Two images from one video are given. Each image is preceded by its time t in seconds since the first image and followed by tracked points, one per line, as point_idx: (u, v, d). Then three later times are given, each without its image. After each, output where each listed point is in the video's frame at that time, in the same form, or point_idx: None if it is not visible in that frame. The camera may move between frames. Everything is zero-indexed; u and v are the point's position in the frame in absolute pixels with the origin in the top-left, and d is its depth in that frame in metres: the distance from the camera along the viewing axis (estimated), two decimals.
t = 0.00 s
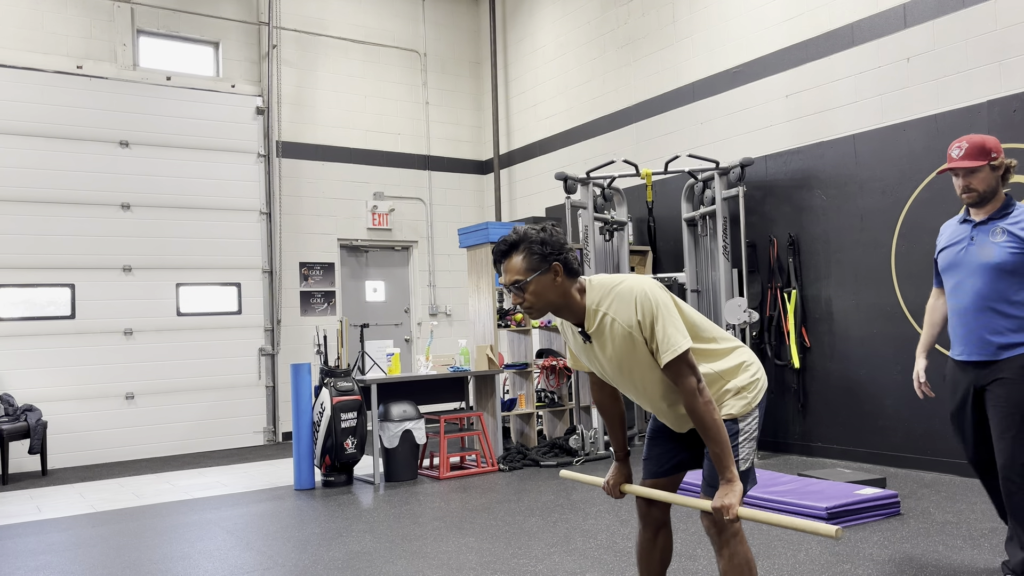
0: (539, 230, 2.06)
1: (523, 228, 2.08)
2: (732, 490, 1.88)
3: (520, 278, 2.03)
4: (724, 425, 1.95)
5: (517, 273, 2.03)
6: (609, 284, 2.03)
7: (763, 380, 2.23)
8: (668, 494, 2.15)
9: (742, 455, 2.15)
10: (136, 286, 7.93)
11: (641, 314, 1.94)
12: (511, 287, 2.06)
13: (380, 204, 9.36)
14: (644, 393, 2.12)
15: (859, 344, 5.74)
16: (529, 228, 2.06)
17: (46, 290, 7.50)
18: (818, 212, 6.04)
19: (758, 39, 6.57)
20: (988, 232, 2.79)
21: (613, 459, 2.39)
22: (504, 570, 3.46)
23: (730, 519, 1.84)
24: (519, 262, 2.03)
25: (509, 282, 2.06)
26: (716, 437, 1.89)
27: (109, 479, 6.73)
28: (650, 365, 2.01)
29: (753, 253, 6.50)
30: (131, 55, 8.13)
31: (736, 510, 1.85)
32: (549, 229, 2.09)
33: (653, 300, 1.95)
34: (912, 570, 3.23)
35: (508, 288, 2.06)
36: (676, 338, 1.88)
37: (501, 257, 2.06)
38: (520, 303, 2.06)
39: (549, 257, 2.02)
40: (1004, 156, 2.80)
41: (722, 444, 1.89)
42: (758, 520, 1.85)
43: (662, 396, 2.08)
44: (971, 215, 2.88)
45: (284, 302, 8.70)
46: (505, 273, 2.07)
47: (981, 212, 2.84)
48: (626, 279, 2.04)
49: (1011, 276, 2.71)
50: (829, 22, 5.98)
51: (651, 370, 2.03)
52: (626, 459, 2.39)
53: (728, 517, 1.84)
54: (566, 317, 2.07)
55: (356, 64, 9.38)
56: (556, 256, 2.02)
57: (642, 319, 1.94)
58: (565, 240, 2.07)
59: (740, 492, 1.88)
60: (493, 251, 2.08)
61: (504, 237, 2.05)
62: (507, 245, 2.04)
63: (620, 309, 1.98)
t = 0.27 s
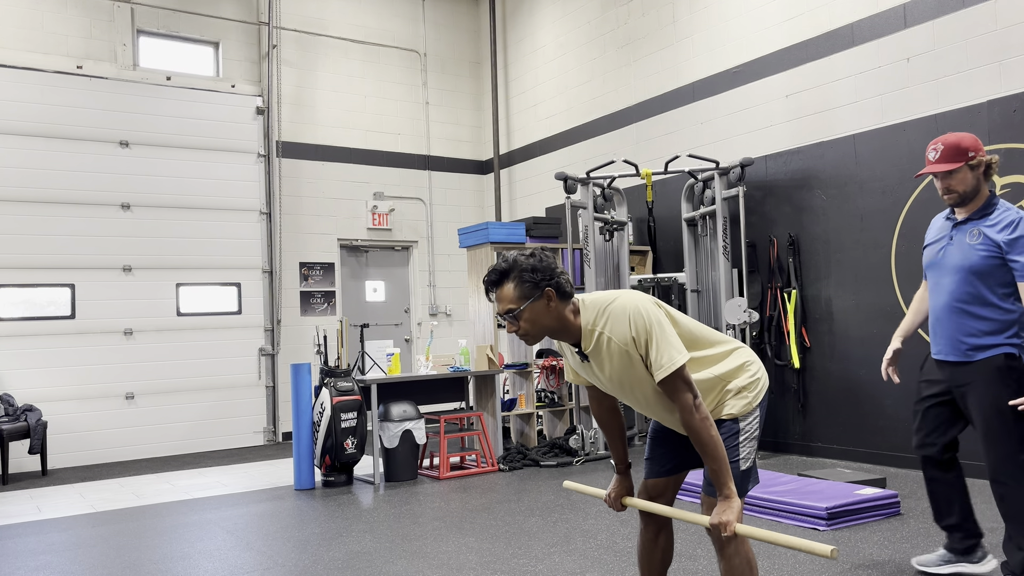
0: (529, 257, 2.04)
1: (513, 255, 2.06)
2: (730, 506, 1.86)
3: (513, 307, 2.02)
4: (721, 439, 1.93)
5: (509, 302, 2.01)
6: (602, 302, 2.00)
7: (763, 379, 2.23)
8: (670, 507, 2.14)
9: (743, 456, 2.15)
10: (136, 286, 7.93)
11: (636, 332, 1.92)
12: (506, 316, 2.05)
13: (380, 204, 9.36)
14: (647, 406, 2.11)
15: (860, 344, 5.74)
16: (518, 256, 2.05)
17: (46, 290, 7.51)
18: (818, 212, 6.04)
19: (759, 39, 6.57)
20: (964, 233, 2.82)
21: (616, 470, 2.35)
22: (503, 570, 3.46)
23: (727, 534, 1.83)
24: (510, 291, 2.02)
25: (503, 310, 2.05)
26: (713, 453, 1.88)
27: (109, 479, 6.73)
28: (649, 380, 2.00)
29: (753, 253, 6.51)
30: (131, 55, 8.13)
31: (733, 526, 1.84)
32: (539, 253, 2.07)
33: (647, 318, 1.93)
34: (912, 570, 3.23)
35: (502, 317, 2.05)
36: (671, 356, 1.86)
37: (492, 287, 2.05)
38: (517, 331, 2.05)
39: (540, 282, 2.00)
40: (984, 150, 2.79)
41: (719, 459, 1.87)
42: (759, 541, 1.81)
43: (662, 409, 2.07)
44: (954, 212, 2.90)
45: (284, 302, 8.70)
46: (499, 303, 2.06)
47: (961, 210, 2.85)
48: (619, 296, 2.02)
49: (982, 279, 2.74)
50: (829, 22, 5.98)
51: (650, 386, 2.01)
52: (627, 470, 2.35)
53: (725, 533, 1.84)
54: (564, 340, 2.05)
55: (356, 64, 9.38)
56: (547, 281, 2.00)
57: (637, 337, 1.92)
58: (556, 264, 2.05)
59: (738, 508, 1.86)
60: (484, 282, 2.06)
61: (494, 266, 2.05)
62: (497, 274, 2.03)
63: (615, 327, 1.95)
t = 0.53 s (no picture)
0: (519, 283, 1.99)
1: (502, 282, 2.01)
2: (733, 520, 1.83)
3: (509, 336, 1.98)
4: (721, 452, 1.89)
5: (504, 332, 1.97)
6: (596, 321, 1.97)
7: (763, 378, 2.23)
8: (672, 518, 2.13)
9: (743, 456, 2.16)
10: (136, 286, 7.93)
11: (631, 350, 1.90)
12: (502, 345, 2.01)
13: (380, 204, 9.36)
14: (648, 420, 2.09)
15: (860, 344, 5.74)
16: (508, 283, 1.99)
17: (46, 290, 7.51)
18: (818, 212, 6.04)
19: (759, 39, 6.57)
20: (926, 238, 2.91)
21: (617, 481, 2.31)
22: (503, 570, 3.46)
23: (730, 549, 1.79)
24: (504, 320, 1.97)
25: (498, 339, 2.01)
26: (713, 468, 1.84)
27: (109, 479, 6.73)
28: (648, 396, 1.97)
29: (753, 253, 6.51)
30: (131, 55, 8.13)
31: (736, 540, 1.81)
32: (528, 277, 2.01)
33: (641, 335, 1.90)
34: (913, 570, 3.23)
35: (498, 346, 2.01)
36: (668, 373, 1.83)
37: (485, 318, 2.00)
38: (514, 359, 2.02)
39: (533, 309, 1.96)
40: (932, 156, 2.86)
41: (720, 474, 1.83)
42: (760, 554, 1.82)
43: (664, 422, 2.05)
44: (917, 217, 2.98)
45: (284, 302, 8.70)
46: (493, 331, 2.02)
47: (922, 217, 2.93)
48: (613, 313, 1.99)
49: (945, 282, 2.82)
50: (829, 21, 5.98)
51: (650, 401, 1.99)
52: (629, 481, 2.31)
53: (729, 548, 1.80)
54: (563, 361, 2.02)
55: (356, 64, 9.38)
56: (540, 307, 1.96)
57: (632, 355, 1.90)
58: (547, 287, 2.00)
59: (740, 522, 1.83)
60: (476, 313, 2.02)
61: (484, 296, 1.99)
62: (489, 304, 1.97)
63: (611, 346, 1.93)
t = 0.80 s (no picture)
0: (510, 312, 1.96)
1: (493, 312, 1.98)
2: (735, 532, 1.85)
3: (505, 367, 1.96)
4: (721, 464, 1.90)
5: (500, 363, 1.96)
6: (591, 341, 1.96)
7: (760, 376, 2.23)
8: (675, 530, 2.15)
9: (741, 456, 2.17)
10: (136, 286, 7.93)
11: (627, 368, 1.89)
12: (499, 376, 2.00)
13: (380, 204, 9.36)
14: (648, 433, 2.09)
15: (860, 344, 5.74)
16: (499, 313, 1.97)
17: (46, 290, 7.51)
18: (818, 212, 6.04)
19: (759, 39, 6.56)
20: (857, 246, 3.02)
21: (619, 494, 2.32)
22: (503, 570, 3.46)
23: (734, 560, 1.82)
24: (499, 351, 1.95)
25: (495, 370, 1.99)
26: (714, 482, 1.84)
27: (109, 479, 6.73)
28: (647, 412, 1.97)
29: (753, 253, 6.51)
30: (131, 55, 8.13)
31: (740, 552, 1.84)
32: (518, 305, 1.99)
33: (635, 352, 1.89)
34: (913, 570, 3.23)
35: (495, 376, 1.99)
36: (664, 391, 1.82)
37: (478, 351, 1.98)
38: (512, 388, 2.01)
39: (528, 337, 1.94)
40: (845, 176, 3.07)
41: (722, 488, 1.84)
42: (764, 565, 1.90)
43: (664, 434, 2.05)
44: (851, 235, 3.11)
45: (284, 302, 8.70)
46: (488, 363, 2.00)
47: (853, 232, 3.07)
48: (607, 330, 1.97)
49: (875, 284, 2.90)
50: (828, 21, 5.98)
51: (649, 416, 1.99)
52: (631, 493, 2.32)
53: (733, 559, 1.83)
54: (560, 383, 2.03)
55: (356, 64, 9.38)
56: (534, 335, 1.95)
57: (628, 373, 1.89)
58: (538, 313, 1.99)
59: (742, 533, 1.85)
60: (469, 346, 1.98)
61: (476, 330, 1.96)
62: (482, 337, 1.95)
63: (606, 365, 1.92)
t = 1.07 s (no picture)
0: (506, 332, 1.97)
1: (489, 333, 1.98)
2: (737, 543, 1.83)
3: (504, 388, 1.96)
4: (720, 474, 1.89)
5: (498, 385, 1.96)
6: (587, 356, 1.96)
7: (757, 375, 2.23)
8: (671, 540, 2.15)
9: (739, 456, 2.17)
10: (136, 286, 7.93)
11: (623, 384, 1.89)
12: (498, 396, 2.00)
13: (380, 204, 9.35)
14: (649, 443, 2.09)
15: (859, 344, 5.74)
16: (495, 334, 1.97)
17: (46, 290, 7.51)
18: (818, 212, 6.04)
19: (759, 39, 6.56)
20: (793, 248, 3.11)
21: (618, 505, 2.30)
22: (503, 570, 3.46)
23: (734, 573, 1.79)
24: (497, 373, 1.95)
25: (493, 391, 1.99)
26: (714, 493, 1.84)
27: (109, 479, 6.73)
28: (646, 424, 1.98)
29: (753, 253, 6.51)
30: (131, 55, 8.13)
31: (741, 563, 1.81)
32: (515, 325, 1.99)
33: (630, 367, 1.89)
34: (913, 570, 3.24)
35: (494, 398, 2.00)
36: (661, 405, 1.83)
37: (476, 374, 1.98)
38: (512, 409, 2.01)
39: (524, 357, 1.94)
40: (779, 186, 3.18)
41: (721, 499, 1.83)
42: None
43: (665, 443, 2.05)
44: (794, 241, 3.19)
45: (284, 302, 8.71)
46: (487, 385, 2.00)
47: (793, 240, 3.17)
48: (603, 345, 1.97)
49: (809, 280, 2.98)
50: (828, 22, 5.98)
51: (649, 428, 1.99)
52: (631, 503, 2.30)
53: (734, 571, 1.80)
54: (560, 399, 2.02)
55: (356, 64, 9.38)
56: (530, 355, 1.94)
57: (625, 388, 1.89)
58: (535, 333, 1.98)
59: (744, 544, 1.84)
60: (467, 368, 1.99)
61: (472, 352, 1.97)
62: (479, 359, 1.95)
63: (604, 380, 1.92)
